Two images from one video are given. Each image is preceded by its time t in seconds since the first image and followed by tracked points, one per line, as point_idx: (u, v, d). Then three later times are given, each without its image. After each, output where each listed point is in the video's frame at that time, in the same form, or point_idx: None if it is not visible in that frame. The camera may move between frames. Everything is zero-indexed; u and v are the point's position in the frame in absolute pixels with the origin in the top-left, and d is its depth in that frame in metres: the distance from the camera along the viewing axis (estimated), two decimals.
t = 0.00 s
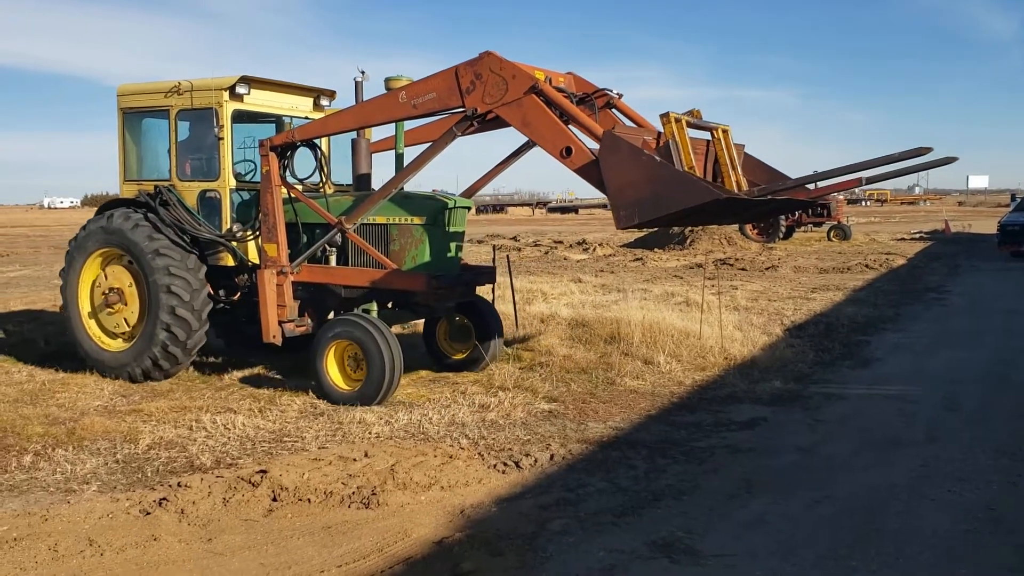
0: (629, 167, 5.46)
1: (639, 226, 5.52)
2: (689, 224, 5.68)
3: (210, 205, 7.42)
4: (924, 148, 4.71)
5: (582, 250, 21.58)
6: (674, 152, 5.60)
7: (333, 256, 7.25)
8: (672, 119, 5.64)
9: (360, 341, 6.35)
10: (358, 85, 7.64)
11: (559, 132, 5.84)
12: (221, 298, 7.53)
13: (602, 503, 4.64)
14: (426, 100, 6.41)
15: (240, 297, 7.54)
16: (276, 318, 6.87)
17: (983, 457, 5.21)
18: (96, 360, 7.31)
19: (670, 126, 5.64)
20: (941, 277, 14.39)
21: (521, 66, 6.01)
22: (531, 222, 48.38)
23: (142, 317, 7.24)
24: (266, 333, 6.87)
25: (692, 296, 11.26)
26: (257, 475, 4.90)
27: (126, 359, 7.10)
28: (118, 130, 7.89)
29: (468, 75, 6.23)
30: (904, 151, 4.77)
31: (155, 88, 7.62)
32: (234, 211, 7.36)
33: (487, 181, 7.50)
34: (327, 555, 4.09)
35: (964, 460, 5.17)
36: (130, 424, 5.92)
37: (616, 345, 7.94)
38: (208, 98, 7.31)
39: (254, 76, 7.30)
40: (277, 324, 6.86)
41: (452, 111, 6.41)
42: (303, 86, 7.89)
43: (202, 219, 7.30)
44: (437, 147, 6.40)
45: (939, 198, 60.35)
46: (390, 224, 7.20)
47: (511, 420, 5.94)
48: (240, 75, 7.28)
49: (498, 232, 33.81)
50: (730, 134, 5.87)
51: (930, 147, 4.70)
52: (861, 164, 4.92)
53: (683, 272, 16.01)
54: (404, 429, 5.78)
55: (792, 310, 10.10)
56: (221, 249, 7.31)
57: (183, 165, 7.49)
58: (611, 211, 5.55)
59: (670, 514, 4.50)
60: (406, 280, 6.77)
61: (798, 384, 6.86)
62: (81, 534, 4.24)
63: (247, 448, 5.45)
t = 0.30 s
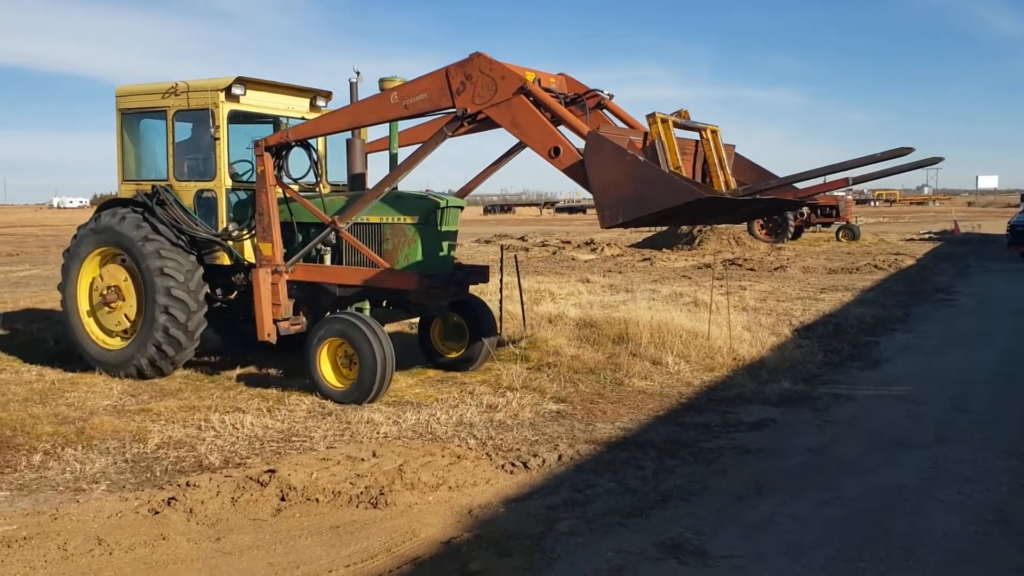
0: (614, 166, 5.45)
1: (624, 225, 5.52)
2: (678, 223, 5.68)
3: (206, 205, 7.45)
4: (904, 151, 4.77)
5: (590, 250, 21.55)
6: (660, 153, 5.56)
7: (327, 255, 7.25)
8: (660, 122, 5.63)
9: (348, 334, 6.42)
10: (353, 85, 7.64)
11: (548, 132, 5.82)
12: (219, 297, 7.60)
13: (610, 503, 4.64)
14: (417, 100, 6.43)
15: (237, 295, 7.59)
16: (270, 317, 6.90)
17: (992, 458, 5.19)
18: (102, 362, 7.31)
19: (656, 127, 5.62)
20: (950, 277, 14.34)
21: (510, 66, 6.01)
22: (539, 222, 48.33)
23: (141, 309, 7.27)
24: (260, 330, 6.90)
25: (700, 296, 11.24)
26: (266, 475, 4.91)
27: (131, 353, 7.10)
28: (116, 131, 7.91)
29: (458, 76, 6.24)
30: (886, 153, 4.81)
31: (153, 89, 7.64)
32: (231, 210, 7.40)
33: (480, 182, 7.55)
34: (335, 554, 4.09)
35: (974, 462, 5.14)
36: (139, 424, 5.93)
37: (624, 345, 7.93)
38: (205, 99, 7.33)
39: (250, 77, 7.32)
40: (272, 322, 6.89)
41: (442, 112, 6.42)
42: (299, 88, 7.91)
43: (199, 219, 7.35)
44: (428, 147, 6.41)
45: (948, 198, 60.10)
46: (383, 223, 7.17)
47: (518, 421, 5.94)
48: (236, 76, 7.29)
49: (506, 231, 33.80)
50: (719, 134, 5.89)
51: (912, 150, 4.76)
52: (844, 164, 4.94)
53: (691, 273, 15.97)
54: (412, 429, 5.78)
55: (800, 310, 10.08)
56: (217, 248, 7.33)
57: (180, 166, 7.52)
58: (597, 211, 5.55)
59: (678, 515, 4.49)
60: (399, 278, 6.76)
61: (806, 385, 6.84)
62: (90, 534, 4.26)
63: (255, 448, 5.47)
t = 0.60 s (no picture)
0: (618, 166, 5.42)
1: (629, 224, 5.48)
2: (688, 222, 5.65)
3: (225, 206, 7.52)
4: (909, 147, 4.69)
5: (619, 250, 21.47)
6: (667, 153, 5.49)
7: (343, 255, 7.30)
8: (666, 121, 5.54)
9: (354, 327, 6.54)
10: (369, 89, 7.67)
11: (556, 132, 5.81)
12: (239, 295, 7.62)
13: (641, 504, 4.61)
14: (429, 102, 6.47)
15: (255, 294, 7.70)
16: (287, 316, 6.94)
17: None
18: (134, 362, 7.36)
19: (661, 127, 5.53)
20: (987, 277, 14.10)
21: (520, 68, 6.04)
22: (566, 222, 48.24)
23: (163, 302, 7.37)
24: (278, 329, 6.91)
25: (732, 296, 11.15)
26: (298, 473, 4.95)
27: (160, 344, 7.15)
28: (139, 133, 8.02)
29: (468, 78, 6.28)
30: (892, 150, 4.77)
31: (174, 92, 7.73)
32: (249, 211, 7.43)
33: (496, 181, 7.49)
34: (367, 553, 4.11)
35: (1012, 464, 5.05)
36: (174, 422, 6.01)
37: (655, 345, 7.88)
38: (224, 102, 7.41)
39: (268, 80, 7.37)
40: (289, 320, 6.92)
41: (453, 114, 6.45)
42: (318, 90, 7.97)
43: (218, 220, 7.43)
44: (439, 149, 6.44)
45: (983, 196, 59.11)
46: (397, 224, 7.23)
47: (549, 421, 5.93)
48: (254, 79, 7.33)
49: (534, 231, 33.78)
50: (729, 133, 5.85)
51: (919, 147, 4.69)
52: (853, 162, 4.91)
53: (722, 272, 15.85)
54: (442, 428, 5.79)
55: (833, 310, 9.97)
56: (236, 249, 7.46)
57: (201, 167, 7.62)
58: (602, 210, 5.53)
59: (711, 516, 4.46)
60: (413, 278, 6.78)
61: (840, 386, 6.76)
62: (126, 530, 4.32)
63: (288, 446, 5.51)
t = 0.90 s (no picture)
0: (600, 167, 5.47)
1: (611, 224, 5.52)
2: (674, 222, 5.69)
3: (222, 206, 7.55)
4: (888, 150, 4.81)
5: (629, 249, 21.44)
6: (650, 155, 5.62)
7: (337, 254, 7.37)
8: (655, 126, 5.68)
9: (338, 323, 6.75)
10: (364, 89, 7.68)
11: (543, 132, 5.83)
12: (238, 295, 7.85)
13: (652, 504, 4.61)
14: (419, 104, 6.50)
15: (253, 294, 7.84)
16: (282, 314, 7.04)
17: None
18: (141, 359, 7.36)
19: (646, 129, 5.67)
20: (999, 276, 14.02)
21: (508, 70, 6.06)
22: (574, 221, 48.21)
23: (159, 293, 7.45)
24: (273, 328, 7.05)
25: (742, 295, 11.12)
26: (309, 472, 4.96)
27: (163, 331, 7.17)
28: (138, 133, 8.06)
29: (458, 80, 6.31)
30: (871, 151, 4.87)
31: (172, 93, 7.75)
32: (245, 211, 7.48)
33: (488, 181, 7.53)
34: (377, 551, 4.12)
35: None
36: (184, 420, 6.03)
37: (665, 344, 7.88)
38: (221, 103, 7.42)
39: (263, 81, 7.36)
40: (283, 319, 7.04)
41: (444, 115, 6.48)
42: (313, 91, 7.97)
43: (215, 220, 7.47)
44: (429, 149, 6.45)
45: (992, 194, 58.84)
46: (390, 223, 7.30)
47: (559, 420, 5.93)
48: (249, 81, 7.34)
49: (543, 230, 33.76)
50: (714, 136, 5.89)
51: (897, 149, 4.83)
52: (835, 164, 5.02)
53: (733, 271, 15.82)
54: (452, 427, 5.80)
55: (844, 310, 9.93)
56: (233, 248, 7.54)
57: (199, 168, 7.65)
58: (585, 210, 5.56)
59: (722, 516, 4.45)
60: (404, 278, 6.82)
61: (851, 385, 6.73)
62: (138, 529, 4.33)
63: (298, 445, 5.52)
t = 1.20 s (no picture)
0: (580, 170, 5.54)
1: (592, 226, 5.58)
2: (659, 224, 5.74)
3: (216, 209, 7.63)
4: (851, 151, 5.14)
5: (637, 250, 21.43)
6: (633, 155, 5.83)
7: (329, 255, 7.45)
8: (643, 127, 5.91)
9: (322, 323, 6.84)
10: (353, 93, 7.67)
11: (528, 135, 5.94)
12: (232, 295, 7.73)
13: (660, 506, 4.60)
14: (408, 107, 6.61)
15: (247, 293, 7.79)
16: (274, 314, 7.06)
17: None
18: (144, 355, 7.36)
19: (627, 131, 5.91)
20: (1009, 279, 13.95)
21: (493, 74, 6.16)
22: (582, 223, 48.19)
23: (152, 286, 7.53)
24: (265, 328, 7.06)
25: (751, 297, 11.11)
26: (317, 472, 4.96)
27: (161, 319, 7.20)
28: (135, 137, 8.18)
29: (444, 83, 6.40)
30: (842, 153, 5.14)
31: (167, 98, 7.87)
32: (239, 213, 7.56)
33: (477, 184, 7.58)
34: (386, 552, 4.13)
35: None
36: (193, 420, 6.05)
37: (673, 346, 7.88)
38: (214, 106, 7.52)
39: (256, 84, 7.43)
40: (276, 319, 7.05)
41: (431, 118, 6.57)
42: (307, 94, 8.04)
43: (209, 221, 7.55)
44: (417, 152, 6.51)
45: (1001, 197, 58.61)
46: (380, 224, 7.31)
47: (567, 422, 5.93)
48: (243, 84, 7.41)
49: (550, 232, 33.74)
50: (699, 137, 6.08)
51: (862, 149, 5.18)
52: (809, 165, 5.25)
53: (741, 273, 15.79)
54: (459, 428, 5.80)
55: (853, 312, 9.91)
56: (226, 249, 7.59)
57: (194, 171, 7.74)
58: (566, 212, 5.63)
59: (731, 518, 4.44)
60: (394, 278, 6.90)
61: (860, 388, 6.71)
62: (147, 528, 4.34)
63: (307, 445, 5.53)
